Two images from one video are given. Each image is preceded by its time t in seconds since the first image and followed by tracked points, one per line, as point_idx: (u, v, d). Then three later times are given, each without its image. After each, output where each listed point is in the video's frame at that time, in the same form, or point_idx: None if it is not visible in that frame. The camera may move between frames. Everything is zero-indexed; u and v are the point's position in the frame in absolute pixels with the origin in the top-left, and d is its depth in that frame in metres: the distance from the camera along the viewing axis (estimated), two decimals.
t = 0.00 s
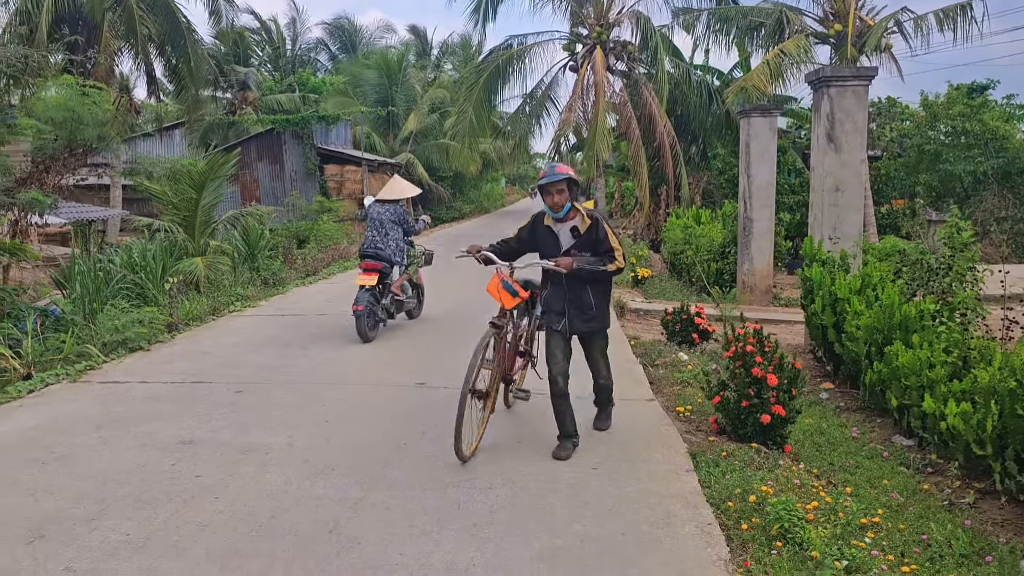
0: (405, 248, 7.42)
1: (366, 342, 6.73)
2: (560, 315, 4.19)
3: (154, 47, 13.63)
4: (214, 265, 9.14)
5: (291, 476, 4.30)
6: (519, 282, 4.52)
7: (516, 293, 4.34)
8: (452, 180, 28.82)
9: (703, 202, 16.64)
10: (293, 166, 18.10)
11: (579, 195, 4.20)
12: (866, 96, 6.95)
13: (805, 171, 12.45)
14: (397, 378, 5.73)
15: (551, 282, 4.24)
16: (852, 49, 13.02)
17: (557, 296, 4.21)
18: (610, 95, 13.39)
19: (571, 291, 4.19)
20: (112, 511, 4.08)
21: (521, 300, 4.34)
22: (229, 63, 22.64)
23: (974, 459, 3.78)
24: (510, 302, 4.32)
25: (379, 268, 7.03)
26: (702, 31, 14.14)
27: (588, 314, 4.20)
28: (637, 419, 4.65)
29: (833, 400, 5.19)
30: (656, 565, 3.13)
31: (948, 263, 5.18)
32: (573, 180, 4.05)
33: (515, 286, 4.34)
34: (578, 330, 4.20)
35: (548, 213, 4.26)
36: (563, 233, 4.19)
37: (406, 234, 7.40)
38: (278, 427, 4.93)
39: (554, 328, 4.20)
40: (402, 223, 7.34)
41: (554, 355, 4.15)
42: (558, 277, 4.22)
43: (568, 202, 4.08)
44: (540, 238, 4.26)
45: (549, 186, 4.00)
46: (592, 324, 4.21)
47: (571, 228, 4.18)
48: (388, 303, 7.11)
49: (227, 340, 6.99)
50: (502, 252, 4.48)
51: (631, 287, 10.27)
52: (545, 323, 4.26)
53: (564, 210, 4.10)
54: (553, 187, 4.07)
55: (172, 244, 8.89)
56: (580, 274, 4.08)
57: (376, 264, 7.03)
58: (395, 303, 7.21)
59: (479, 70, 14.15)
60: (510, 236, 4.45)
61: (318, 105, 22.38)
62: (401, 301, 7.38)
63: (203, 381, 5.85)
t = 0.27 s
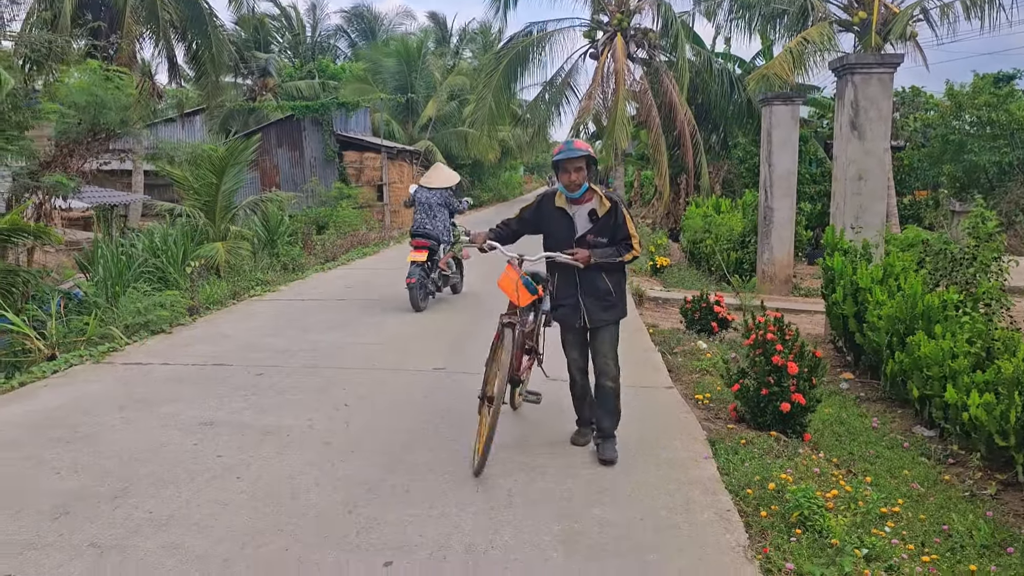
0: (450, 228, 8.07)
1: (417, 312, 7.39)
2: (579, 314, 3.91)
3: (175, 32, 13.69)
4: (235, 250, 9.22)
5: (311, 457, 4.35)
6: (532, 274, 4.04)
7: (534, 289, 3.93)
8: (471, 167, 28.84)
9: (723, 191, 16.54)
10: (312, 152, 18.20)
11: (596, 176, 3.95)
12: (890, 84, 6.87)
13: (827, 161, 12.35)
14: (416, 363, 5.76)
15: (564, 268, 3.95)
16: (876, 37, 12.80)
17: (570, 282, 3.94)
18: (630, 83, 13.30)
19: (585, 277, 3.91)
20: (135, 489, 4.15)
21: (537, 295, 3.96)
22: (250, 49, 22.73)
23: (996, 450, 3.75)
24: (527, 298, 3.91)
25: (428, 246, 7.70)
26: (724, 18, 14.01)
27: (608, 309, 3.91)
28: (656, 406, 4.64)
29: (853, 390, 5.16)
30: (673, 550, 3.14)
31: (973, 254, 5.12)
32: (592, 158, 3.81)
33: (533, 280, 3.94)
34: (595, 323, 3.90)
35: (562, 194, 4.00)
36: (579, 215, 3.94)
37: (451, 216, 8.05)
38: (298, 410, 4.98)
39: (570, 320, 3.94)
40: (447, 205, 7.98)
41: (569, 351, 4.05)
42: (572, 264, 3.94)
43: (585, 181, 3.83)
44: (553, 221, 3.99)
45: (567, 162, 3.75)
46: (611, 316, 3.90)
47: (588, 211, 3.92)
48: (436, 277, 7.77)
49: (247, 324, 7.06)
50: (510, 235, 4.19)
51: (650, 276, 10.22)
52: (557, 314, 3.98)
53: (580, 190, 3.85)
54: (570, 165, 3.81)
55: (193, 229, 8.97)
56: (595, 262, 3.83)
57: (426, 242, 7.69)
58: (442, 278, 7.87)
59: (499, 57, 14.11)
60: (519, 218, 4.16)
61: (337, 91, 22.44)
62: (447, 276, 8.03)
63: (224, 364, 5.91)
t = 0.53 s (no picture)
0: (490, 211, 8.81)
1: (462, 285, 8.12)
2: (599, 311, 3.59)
3: (197, 17, 13.73)
4: (256, 235, 9.29)
5: (332, 439, 4.39)
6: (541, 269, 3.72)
7: (547, 283, 3.70)
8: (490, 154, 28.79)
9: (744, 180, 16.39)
10: (332, 137, 18.27)
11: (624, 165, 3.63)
12: (918, 71, 6.78)
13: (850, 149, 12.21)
14: (435, 347, 5.78)
15: (581, 263, 3.64)
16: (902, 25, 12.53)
17: (589, 280, 3.63)
18: (652, 70, 13.17)
19: (606, 275, 3.60)
20: (158, 467, 4.21)
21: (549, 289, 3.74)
22: (271, 34, 22.78)
23: (1020, 442, 3.71)
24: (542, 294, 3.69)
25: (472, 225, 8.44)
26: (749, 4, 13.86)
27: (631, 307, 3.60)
28: (675, 393, 4.63)
29: (875, 380, 5.13)
30: (693, 536, 3.14)
31: (1000, 244, 5.06)
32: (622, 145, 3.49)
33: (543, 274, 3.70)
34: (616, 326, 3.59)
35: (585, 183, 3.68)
36: (602, 206, 3.61)
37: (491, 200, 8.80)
38: (319, 393, 5.02)
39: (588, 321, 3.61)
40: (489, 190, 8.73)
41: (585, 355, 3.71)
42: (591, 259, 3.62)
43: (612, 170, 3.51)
44: (573, 212, 3.68)
45: (595, 147, 3.43)
46: (633, 317, 3.59)
47: (612, 203, 3.60)
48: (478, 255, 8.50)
49: (268, 307, 7.12)
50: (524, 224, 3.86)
51: (670, 264, 10.17)
52: (573, 315, 3.67)
53: (607, 179, 3.53)
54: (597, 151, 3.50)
55: (215, 213, 9.04)
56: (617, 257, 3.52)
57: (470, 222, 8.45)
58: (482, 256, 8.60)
59: (520, 43, 14.05)
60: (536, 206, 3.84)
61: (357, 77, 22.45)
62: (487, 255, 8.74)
63: (245, 346, 5.97)
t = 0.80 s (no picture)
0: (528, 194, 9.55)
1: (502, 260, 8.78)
2: (617, 305, 3.28)
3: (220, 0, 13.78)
4: (278, 218, 9.34)
5: (355, 419, 4.43)
6: (555, 259, 3.57)
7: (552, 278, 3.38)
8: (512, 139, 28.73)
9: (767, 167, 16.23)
10: (354, 121, 18.32)
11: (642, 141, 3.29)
12: (949, 56, 6.65)
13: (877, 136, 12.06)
14: (457, 331, 5.80)
15: (601, 255, 3.31)
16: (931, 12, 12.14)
17: (609, 270, 3.30)
18: (676, 55, 13.00)
19: (629, 267, 3.29)
20: (183, 444, 4.27)
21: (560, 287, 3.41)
22: (294, 18, 22.84)
23: None
24: (547, 291, 3.38)
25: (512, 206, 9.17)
26: None
27: (653, 306, 3.34)
28: (698, 379, 4.61)
29: (900, 369, 5.08)
30: (716, 520, 3.14)
31: None
32: (637, 117, 3.16)
33: (550, 268, 3.38)
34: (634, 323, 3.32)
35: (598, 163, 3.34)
36: (622, 187, 3.27)
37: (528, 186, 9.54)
38: (341, 374, 5.05)
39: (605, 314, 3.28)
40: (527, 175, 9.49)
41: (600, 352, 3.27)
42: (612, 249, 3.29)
43: (629, 146, 3.17)
44: (590, 196, 3.34)
45: (609, 121, 3.10)
46: (651, 317, 3.34)
47: (633, 184, 3.26)
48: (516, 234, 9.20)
49: (291, 289, 7.17)
50: (538, 215, 3.54)
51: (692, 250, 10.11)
52: (585, 307, 3.34)
53: (624, 157, 3.19)
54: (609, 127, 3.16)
55: (238, 195, 9.10)
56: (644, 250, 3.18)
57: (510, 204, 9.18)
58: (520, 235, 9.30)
59: (543, 27, 13.97)
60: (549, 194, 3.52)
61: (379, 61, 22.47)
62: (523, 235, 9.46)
63: (267, 327, 6.02)
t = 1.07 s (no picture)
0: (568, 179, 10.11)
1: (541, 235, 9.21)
2: (630, 292, 2.94)
3: None
4: (303, 198, 9.39)
5: (378, 393, 4.47)
6: (566, 247, 3.23)
7: (561, 271, 2.99)
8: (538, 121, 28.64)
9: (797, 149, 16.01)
10: (380, 102, 18.38)
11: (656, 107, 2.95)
12: (985, 34, 6.51)
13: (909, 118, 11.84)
14: (480, 309, 5.80)
15: (613, 238, 2.97)
16: None
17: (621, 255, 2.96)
18: (705, 35, 12.76)
19: (645, 252, 2.94)
20: (210, 416, 4.33)
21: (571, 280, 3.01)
22: None
23: None
24: (555, 284, 2.97)
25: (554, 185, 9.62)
26: None
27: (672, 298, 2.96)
28: (723, 359, 4.57)
29: (929, 352, 5.00)
30: (738, 499, 3.11)
31: None
32: (651, 79, 2.82)
33: (559, 259, 3.00)
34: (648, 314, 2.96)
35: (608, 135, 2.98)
36: (636, 161, 2.91)
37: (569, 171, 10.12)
38: (366, 350, 5.09)
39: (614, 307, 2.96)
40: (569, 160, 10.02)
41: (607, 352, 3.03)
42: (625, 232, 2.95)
43: (642, 112, 2.83)
44: (600, 172, 2.98)
45: (620, 83, 2.78)
46: (669, 307, 2.96)
47: (648, 157, 2.90)
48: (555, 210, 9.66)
49: (316, 266, 7.22)
50: (542, 195, 3.16)
51: (719, 233, 10.00)
52: (596, 298, 3.01)
53: (637, 125, 2.85)
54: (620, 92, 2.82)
55: (265, 175, 9.18)
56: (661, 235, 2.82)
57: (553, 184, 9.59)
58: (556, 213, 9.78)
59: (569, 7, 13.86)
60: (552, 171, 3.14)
61: (406, 42, 22.47)
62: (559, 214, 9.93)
63: (293, 303, 6.08)
